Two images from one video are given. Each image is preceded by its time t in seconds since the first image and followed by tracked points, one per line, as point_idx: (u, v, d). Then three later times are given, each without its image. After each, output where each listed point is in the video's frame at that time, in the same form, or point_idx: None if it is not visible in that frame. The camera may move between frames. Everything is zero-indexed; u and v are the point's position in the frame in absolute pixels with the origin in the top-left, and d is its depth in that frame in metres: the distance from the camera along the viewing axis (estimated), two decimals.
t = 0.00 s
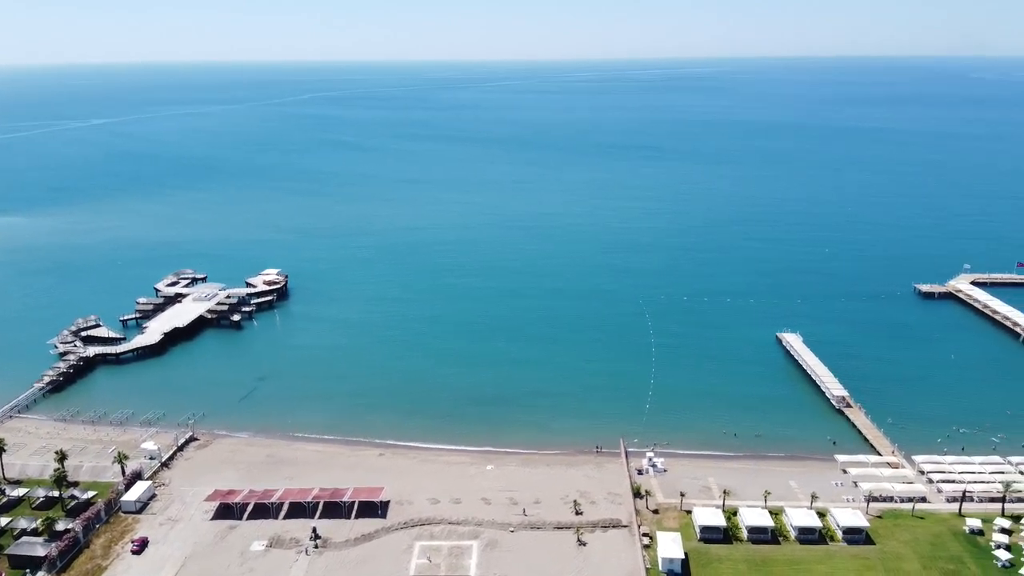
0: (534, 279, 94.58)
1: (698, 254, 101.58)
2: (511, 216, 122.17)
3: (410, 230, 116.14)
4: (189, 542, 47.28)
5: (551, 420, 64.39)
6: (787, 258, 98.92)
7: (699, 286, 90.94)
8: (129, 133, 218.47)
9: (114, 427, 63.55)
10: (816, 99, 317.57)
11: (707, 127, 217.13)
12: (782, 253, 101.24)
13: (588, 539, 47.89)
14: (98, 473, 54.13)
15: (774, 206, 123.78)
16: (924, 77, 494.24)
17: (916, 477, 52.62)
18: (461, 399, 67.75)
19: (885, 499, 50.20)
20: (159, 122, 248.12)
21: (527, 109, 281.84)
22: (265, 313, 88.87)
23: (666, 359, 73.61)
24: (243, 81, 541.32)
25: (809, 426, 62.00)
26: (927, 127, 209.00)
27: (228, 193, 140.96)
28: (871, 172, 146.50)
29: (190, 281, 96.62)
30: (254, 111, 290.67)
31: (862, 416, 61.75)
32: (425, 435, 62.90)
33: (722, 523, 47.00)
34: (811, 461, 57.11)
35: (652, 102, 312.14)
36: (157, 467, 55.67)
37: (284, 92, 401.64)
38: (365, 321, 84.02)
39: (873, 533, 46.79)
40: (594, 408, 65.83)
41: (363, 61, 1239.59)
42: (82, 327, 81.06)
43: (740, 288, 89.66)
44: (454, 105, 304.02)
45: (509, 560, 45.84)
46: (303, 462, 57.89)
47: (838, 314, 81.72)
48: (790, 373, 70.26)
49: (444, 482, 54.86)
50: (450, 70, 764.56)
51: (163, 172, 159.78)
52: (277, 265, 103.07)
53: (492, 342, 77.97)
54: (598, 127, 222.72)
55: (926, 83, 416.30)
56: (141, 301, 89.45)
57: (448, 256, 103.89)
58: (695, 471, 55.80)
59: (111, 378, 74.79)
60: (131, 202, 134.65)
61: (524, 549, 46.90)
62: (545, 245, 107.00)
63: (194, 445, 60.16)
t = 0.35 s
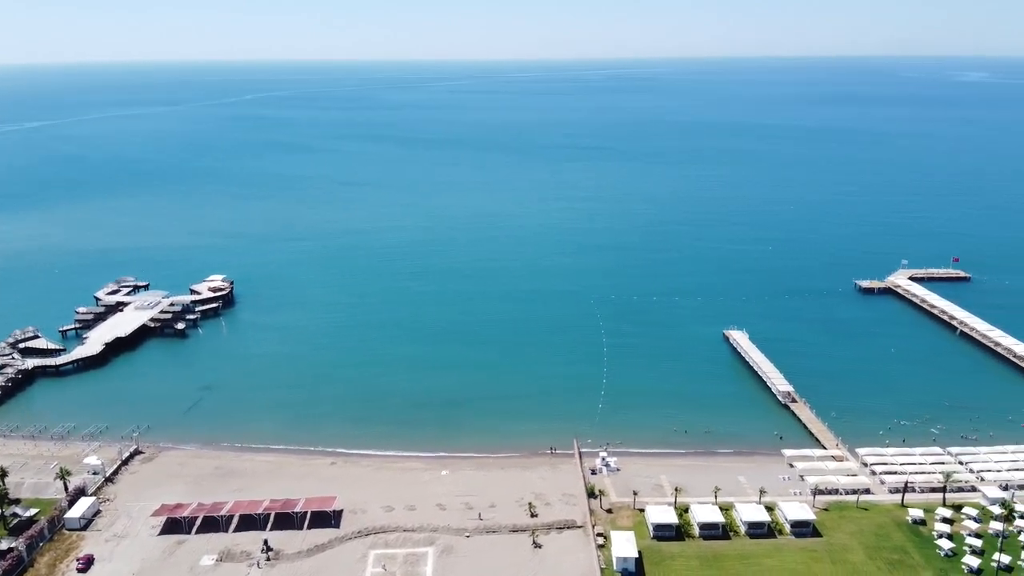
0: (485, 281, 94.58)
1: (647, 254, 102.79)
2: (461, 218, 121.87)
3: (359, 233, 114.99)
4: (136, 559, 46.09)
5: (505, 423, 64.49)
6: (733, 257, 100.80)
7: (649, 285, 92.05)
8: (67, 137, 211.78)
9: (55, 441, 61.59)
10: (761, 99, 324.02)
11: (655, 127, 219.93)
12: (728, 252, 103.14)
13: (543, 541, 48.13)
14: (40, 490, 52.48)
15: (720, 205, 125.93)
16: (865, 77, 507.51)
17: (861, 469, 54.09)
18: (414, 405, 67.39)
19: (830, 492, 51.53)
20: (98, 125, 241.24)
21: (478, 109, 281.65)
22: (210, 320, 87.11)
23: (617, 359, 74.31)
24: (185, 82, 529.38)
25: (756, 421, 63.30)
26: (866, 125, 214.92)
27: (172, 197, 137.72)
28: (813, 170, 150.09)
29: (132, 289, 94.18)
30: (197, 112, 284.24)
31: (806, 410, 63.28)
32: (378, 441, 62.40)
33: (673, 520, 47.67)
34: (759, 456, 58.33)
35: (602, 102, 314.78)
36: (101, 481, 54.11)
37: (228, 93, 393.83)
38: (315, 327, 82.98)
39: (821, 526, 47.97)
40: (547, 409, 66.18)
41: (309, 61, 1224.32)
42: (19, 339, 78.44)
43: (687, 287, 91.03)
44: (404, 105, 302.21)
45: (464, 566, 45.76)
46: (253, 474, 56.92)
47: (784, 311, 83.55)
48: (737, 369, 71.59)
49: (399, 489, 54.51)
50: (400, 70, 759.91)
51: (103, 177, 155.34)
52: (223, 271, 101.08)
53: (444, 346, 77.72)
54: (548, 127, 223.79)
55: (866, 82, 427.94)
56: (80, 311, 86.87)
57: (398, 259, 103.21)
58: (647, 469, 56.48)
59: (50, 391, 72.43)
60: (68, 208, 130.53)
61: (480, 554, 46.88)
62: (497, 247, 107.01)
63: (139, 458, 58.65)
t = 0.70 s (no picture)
0: (430, 285, 94.23)
1: (591, 255, 103.77)
2: (404, 221, 121.10)
3: (300, 238, 113.25)
4: None
5: (451, 428, 64.32)
6: (673, 256, 102.56)
7: (593, 286, 92.96)
8: None
9: None
10: (698, 99, 330.23)
11: (596, 128, 222.36)
12: (668, 251, 104.89)
13: (492, 545, 48.20)
14: None
15: (661, 205, 127.94)
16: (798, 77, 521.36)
17: (799, 461, 55.61)
18: (359, 413, 66.74)
19: (771, 485, 52.82)
20: (22, 127, 231.81)
21: (419, 110, 280.20)
22: (146, 330, 84.70)
23: (562, 360, 74.90)
24: (115, 82, 513.03)
25: (699, 418, 64.54)
26: (799, 125, 221.05)
27: (103, 203, 133.32)
28: (749, 169, 153.62)
29: (62, 300, 90.87)
30: (129, 113, 275.71)
31: (747, 406, 64.77)
32: (323, 451, 61.61)
33: (620, 519, 48.25)
34: (702, 452, 59.45)
35: (543, 102, 316.63)
36: (34, 501, 52.14)
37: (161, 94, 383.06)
38: (256, 336, 81.43)
39: (762, 519, 49.18)
40: (494, 413, 66.25)
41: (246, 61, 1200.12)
42: None
43: (630, 287, 92.29)
44: (344, 107, 298.79)
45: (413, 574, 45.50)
46: (195, 488, 55.58)
47: (723, 309, 85.33)
48: (679, 367, 72.90)
49: (345, 499, 53.90)
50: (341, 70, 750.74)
51: (28, 182, 149.48)
52: (158, 279, 98.34)
53: (389, 352, 77.15)
54: (491, 128, 224.21)
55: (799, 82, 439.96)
56: (7, 323, 83.44)
57: (341, 264, 102.02)
58: (594, 469, 57.07)
59: None
60: None
61: (429, 561, 46.69)
62: (441, 250, 106.60)
63: (74, 476, 56.70)
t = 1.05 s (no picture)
0: (377, 289, 93.46)
1: (537, 257, 104.29)
2: (349, 224, 119.78)
3: (243, 243, 111.05)
4: None
5: (401, 435, 63.89)
6: (619, 256, 103.80)
7: (541, 288, 93.45)
8: None
9: None
10: (640, 99, 334.98)
11: (541, 128, 223.58)
12: (614, 251, 106.11)
13: (445, 552, 48.06)
14: None
15: (606, 206, 129.31)
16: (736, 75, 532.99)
17: (745, 457, 56.83)
18: (307, 422, 65.77)
19: (718, 481, 53.91)
20: None
21: (362, 112, 277.51)
22: (83, 342, 82.01)
23: (512, 362, 75.14)
24: (46, 82, 495.52)
25: (647, 417, 65.44)
26: (738, 125, 226.09)
27: (34, 209, 128.56)
28: (691, 169, 156.48)
29: None
30: (61, 116, 266.77)
31: (693, 403, 65.96)
32: (270, 462, 60.54)
33: (572, 520, 48.62)
34: (651, 450, 60.28)
35: (487, 103, 316.92)
36: None
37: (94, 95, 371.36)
38: (199, 345, 79.58)
39: (710, 515, 50.16)
40: (444, 418, 66.04)
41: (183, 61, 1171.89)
42: None
43: (577, 288, 93.03)
44: (285, 108, 294.16)
45: None
46: (138, 504, 54.06)
47: (669, 308, 86.70)
48: (627, 366, 73.83)
49: (295, 510, 53.09)
50: (282, 69, 738.44)
51: None
52: (95, 288, 95.30)
53: (337, 360, 76.23)
54: (435, 129, 223.37)
55: (737, 83, 449.54)
56: None
57: (285, 270, 100.38)
58: (546, 471, 57.36)
59: None
60: None
61: (382, 570, 46.30)
62: (387, 254, 105.78)
63: (9, 495, 54.56)
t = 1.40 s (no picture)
0: (320, 296, 92.16)
1: (481, 259, 104.37)
2: (290, 229, 117.77)
3: (180, 250, 108.22)
4: None
5: (347, 444, 63.13)
6: (563, 257, 104.56)
7: (486, 290, 93.48)
8: None
9: None
10: (580, 99, 338.18)
11: (483, 130, 224.10)
12: (558, 252, 106.85)
13: (393, 561, 47.66)
14: None
15: (548, 207, 130.11)
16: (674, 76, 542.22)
17: (688, 453, 57.82)
18: (250, 434, 64.45)
19: (663, 478, 54.78)
20: None
21: (300, 113, 273.38)
22: (10, 356, 78.72)
23: (457, 366, 74.98)
24: None
25: (593, 417, 66.05)
26: (675, 125, 230.32)
27: None
28: (631, 169, 158.71)
29: None
30: None
31: (637, 401, 66.90)
32: (212, 476, 59.10)
33: (521, 523, 48.77)
34: (597, 450, 60.89)
35: (428, 103, 315.86)
36: None
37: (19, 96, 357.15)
38: (135, 357, 77.21)
39: (655, 513, 50.92)
40: (390, 426, 65.52)
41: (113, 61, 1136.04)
42: None
43: (522, 290, 93.36)
44: (221, 110, 287.87)
45: None
46: (73, 524, 52.19)
47: (612, 308, 87.78)
48: (573, 367, 74.42)
49: (239, 524, 52.00)
50: (217, 70, 721.05)
51: None
52: (23, 299, 91.63)
53: (279, 369, 74.90)
54: (379, 131, 221.56)
55: (674, 83, 457.80)
56: None
57: (225, 277, 98.16)
58: (493, 475, 57.38)
59: None
60: None
61: None
62: (329, 259, 104.42)
63: None
